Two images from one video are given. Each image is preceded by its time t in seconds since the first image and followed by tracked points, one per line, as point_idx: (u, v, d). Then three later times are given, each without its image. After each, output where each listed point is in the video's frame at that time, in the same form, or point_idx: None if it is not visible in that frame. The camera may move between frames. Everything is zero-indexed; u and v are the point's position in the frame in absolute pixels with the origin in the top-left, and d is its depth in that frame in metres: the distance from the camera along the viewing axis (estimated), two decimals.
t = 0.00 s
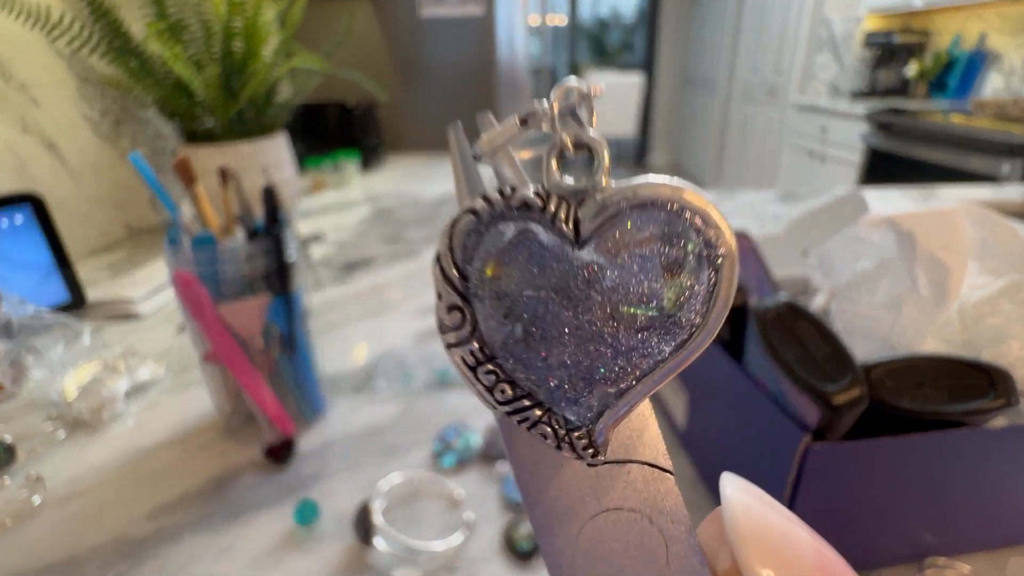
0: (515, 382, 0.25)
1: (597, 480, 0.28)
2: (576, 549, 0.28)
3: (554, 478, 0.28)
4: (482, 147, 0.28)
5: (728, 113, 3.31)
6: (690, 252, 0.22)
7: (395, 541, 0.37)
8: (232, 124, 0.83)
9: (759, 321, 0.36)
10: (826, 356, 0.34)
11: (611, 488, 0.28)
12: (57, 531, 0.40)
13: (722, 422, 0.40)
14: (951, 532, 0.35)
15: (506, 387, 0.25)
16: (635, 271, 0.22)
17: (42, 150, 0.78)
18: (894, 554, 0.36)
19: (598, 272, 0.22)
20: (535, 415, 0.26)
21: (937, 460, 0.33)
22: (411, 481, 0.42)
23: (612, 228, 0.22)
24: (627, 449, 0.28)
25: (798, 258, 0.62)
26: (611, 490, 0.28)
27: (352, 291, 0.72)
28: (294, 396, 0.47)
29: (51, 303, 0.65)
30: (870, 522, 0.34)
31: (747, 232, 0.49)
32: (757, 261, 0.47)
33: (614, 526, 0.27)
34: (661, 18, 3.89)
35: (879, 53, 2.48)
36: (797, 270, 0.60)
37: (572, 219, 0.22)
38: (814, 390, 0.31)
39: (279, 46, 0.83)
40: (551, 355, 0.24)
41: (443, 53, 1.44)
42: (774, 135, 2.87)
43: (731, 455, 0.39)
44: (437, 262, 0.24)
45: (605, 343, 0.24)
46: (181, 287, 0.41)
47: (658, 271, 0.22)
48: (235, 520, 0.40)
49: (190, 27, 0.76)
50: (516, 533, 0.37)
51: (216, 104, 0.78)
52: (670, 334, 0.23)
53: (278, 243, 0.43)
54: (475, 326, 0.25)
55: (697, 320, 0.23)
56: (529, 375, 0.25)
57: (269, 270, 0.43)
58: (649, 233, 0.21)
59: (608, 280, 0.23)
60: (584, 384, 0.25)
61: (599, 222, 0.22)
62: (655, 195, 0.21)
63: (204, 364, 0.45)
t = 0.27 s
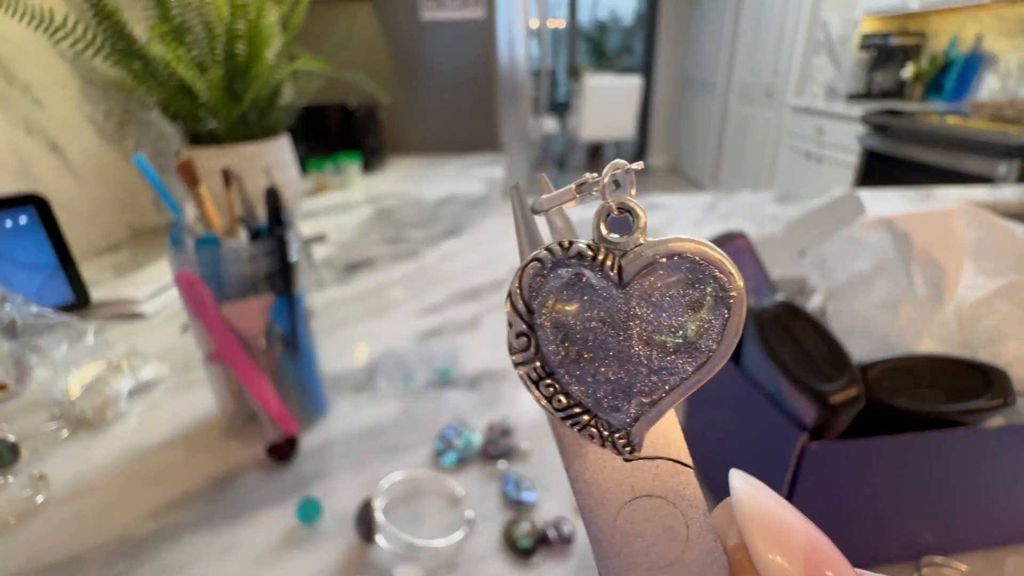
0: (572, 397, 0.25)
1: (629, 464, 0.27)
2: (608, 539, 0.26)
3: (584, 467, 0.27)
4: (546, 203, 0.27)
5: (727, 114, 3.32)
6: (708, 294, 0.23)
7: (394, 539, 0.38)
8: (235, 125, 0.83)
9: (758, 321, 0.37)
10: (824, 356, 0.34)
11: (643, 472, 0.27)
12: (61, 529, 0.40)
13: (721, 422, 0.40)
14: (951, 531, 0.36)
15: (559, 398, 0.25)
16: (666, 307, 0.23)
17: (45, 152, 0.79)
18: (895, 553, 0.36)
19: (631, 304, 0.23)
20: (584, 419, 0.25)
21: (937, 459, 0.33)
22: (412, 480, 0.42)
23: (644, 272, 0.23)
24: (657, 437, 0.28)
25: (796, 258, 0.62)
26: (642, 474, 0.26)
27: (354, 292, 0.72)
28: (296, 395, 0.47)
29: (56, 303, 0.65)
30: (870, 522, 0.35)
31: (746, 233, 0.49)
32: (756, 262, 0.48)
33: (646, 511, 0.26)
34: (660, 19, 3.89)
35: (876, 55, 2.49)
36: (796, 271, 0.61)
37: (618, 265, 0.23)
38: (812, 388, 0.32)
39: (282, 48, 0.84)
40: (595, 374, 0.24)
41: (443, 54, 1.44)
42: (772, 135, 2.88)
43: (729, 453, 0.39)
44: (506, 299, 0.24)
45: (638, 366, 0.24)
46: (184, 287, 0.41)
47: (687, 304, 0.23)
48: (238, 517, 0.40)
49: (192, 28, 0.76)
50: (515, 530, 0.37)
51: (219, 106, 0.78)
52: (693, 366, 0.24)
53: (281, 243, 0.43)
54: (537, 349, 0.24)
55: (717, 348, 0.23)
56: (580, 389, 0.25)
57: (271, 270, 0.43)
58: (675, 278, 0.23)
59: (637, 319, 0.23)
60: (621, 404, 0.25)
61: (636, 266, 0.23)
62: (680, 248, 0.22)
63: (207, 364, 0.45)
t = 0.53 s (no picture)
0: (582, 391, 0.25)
1: (636, 456, 0.26)
2: (616, 530, 0.25)
3: (592, 458, 0.26)
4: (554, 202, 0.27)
5: (726, 114, 3.33)
6: (716, 290, 0.23)
7: (394, 538, 0.38)
8: (237, 126, 0.83)
9: (757, 321, 0.37)
10: (823, 357, 0.34)
11: (652, 464, 0.26)
12: (64, 527, 0.40)
13: (720, 421, 0.40)
14: (949, 531, 0.36)
15: (569, 391, 0.25)
16: (674, 303, 0.23)
17: (48, 152, 0.79)
18: (894, 553, 0.37)
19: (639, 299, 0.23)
20: (594, 412, 0.25)
21: (935, 459, 0.33)
22: (413, 479, 0.43)
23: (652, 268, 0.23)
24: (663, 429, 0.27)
25: (795, 258, 0.63)
26: (650, 466, 0.26)
27: (355, 292, 0.73)
28: (297, 394, 0.48)
29: (59, 303, 0.65)
30: (870, 522, 0.35)
31: (744, 233, 0.49)
32: (755, 262, 0.48)
33: (653, 502, 0.25)
34: (660, 19, 3.90)
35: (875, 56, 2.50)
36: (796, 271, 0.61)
37: (626, 262, 0.23)
38: (811, 388, 0.32)
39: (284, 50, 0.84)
40: (603, 369, 0.24)
41: (444, 55, 1.45)
42: (771, 136, 2.88)
43: (728, 451, 0.39)
44: (518, 295, 0.24)
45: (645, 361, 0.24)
46: (186, 287, 0.41)
47: (693, 298, 0.23)
48: (239, 516, 0.40)
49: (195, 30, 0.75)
50: (514, 529, 0.37)
51: (221, 107, 0.78)
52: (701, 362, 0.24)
53: (283, 244, 0.43)
54: (548, 343, 0.24)
55: (725, 343, 0.23)
56: (589, 383, 0.25)
57: (273, 271, 0.44)
58: (682, 274, 0.22)
59: (643, 314, 0.23)
60: (629, 399, 0.25)
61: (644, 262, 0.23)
62: (688, 244, 0.22)
63: (208, 363, 0.46)
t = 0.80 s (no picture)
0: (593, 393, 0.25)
1: (646, 459, 0.26)
2: (627, 532, 0.25)
3: (602, 460, 0.26)
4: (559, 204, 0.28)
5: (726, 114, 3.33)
6: (728, 292, 0.22)
7: (395, 539, 0.38)
8: (237, 126, 0.83)
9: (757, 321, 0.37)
10: (822, 357, 0.34)
11: (662, 467, 0.26)
12: (64, 527, 0.40)
13: (720, 421, 0.40)
14: (949, 532, 0.36)
15: (580, 394, 0.25)
16: (685, 305, 0.23)
17: (48, 152, 0.79)
18: (894, 553, 0.37)
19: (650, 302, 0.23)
20: (604, 414, 0.25)
21: (935, 459, 0.33)
22: (413, 480, 0.43)
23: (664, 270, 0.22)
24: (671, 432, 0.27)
25: (795, 258, 0.63)
26: (660, 469, 0.26)
27: (355, 292, 0.73)
28: (297, 395, 0.48)
29: (59, 304, 0.65)
30: (870, 522, 0.35)
31: (744, 233, 0.49)
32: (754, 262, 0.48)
33: (663, 506, 0.26)
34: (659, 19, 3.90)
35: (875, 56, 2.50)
36: (796, 271, 0.61)
37: (637, 264, 0.23)
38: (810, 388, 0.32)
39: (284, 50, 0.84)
40: (614, 372, 0.24)
41: (444, 56, 1.45)
42: (771, 136, 2.89)
43: (727, 451, 0.39)
44: (528, 298, 0.25)
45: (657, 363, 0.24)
46: (186, 287, 0.41)
47: (705, 301, 0.23)
48: (239, 517, 0.40)
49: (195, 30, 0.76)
50: (515, 529, 0.37)
51: (221, 107, 0.78)
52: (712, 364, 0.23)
53: (283, 244, 0.43)
54: (559, 347, 0.25)
55: (737, 345, 0.23)
56: (599, 386, 0.25)
57: (273, 271, 0.44)
58: (693, 277, 0.22)
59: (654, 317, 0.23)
60: (640, 401, 0.25)
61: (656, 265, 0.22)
62: (699, 247, 0.22)
63: (208, 363, 0.46)
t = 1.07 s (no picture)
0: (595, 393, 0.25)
1: (647, 455, 0.26)
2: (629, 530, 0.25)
3: (603, 456, 0.26)
4: (558, 206, 0.28)
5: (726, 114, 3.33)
6: (723, 291, 0.22)
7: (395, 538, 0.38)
8: (237, 126, 0.83)
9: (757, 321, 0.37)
10: (822, 357, 0.34)
11: (662, 463, 0.26)
12: (63, 527, 0.40)
13: (720, 421, 0.40)
14: (948, 531, 0.36)
15: (580, 392, 0.25)
16: (680, 305, 0.22)
17: (48, 152, 0.79)
18: (893, 553, 0.37)
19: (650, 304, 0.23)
20: (604, 411, 0.26)
21: (935, 459, 0.33)
22: (413, 480, 0.42)
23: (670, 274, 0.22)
24: (670, 429, 0.27)
25: (794, 257, 0.63)
26: (661, 465, 0.26)
27: (355, 291, 0.73)
28: (297, 394, 0.48)
29: (60, 305, 0.65)
30: (869, 522, 0.35)
31: (744, 233, 0.49)
32: (754, 262, 0.48)
33: (665, 499, 0.26)
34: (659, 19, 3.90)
35: (875, 56, 2.50)
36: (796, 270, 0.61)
37: (632, 265, 0.23)
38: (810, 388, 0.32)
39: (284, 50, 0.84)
40: (613, 370, 0.24)
41: (443, 56, 1.45)
42: (771, 135, 2.89)
43: (726, 450, 0.39)
44: (527, 300, 0.25)
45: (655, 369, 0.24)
46: (186, 286, 0.41)
47: (701, 302, 0.22)
48: (240, 515, 0.40)
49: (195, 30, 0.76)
50: (515, 529, 0.37)
51: (221, 107, 0.78)
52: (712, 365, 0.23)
53: (283, 245, 0.43)
54: (558, 346, 0.25)
55: (734, 342, 0.22)
56: (598, 384, 0.25)
57: (273, 271, 0.44)
58: (690, 276, 0.22)
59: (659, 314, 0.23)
60: (640, 402, 0.25)
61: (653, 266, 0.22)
62: (694, 246, 0.21)
63: (208, 363, 0.46)
